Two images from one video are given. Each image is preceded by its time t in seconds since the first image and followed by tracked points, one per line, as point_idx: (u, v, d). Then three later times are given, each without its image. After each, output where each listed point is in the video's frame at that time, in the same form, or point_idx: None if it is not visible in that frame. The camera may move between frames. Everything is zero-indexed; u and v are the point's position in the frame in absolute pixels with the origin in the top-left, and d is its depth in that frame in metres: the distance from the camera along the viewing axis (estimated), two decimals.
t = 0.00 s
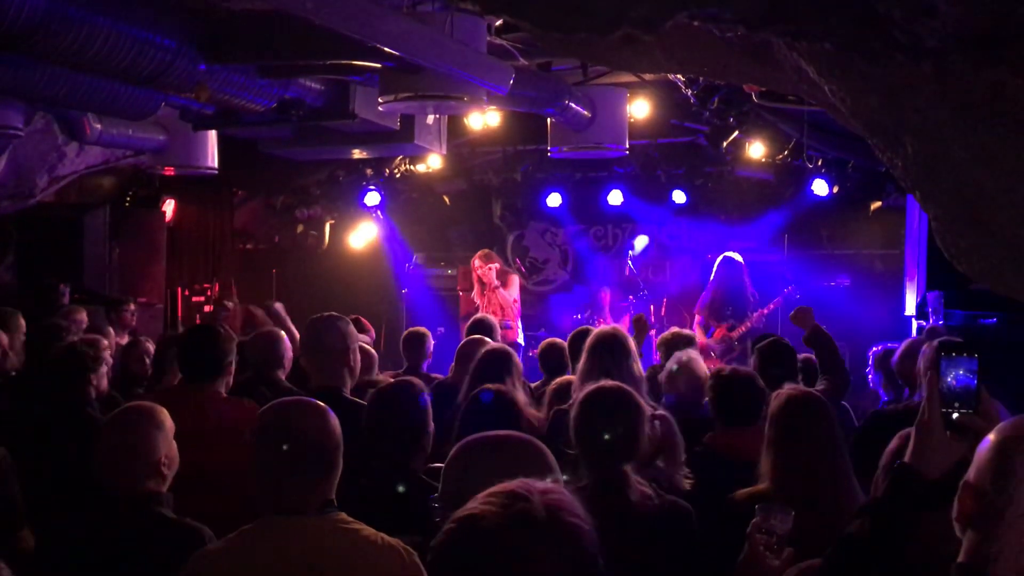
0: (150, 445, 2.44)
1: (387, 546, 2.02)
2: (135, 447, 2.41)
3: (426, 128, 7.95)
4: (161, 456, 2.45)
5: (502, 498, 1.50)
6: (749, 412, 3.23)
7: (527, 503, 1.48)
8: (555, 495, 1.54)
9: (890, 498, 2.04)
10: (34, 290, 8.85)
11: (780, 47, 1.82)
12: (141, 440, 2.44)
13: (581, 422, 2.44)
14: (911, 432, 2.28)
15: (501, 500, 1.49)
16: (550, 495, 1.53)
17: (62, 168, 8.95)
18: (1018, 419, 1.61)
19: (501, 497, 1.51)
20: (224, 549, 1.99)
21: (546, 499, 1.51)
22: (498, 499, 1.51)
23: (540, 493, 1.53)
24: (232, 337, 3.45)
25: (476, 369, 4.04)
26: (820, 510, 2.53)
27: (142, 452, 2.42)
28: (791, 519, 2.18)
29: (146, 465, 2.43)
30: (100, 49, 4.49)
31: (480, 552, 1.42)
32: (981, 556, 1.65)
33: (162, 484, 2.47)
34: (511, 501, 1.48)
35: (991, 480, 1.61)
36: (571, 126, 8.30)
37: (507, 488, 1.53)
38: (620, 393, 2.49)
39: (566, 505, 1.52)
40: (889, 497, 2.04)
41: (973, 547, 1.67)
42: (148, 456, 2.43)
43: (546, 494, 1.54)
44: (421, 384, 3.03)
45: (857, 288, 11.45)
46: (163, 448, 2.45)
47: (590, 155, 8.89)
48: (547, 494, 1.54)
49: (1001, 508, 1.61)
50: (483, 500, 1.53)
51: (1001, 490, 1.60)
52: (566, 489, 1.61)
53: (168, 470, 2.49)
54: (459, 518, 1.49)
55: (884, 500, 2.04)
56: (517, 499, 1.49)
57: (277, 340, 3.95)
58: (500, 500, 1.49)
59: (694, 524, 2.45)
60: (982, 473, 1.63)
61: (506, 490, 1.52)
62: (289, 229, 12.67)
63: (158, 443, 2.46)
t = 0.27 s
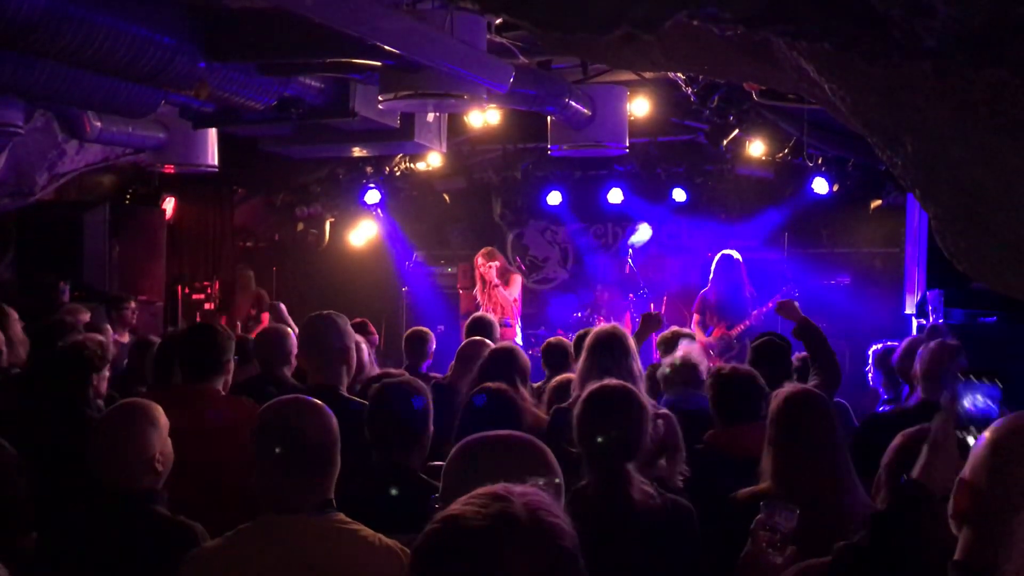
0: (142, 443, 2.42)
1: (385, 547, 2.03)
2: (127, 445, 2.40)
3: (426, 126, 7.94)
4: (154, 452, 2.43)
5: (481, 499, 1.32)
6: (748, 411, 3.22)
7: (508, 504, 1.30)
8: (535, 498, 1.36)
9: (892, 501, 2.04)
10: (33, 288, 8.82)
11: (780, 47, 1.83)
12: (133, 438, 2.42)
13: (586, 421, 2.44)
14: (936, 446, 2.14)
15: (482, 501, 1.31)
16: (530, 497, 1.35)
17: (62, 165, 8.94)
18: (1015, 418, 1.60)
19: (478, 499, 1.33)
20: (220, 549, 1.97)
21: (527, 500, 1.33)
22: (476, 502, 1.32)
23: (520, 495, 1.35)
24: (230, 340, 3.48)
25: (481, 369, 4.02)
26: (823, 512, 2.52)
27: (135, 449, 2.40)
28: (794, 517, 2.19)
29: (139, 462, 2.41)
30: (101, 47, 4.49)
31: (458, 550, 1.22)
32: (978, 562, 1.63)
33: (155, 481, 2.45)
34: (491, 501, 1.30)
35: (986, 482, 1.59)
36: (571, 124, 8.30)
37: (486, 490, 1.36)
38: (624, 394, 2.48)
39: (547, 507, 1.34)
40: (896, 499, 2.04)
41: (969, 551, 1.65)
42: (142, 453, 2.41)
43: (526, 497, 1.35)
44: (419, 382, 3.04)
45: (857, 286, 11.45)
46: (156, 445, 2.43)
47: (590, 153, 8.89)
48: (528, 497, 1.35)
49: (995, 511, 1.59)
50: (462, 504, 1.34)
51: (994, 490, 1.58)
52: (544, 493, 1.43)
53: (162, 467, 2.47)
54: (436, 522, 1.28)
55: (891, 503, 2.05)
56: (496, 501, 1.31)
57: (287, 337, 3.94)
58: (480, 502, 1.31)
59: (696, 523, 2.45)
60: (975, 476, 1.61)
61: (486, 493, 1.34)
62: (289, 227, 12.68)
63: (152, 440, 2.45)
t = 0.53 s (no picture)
0: (138, 439, 2.43)
1: (375, 548, 2.01)
2: (122, 440, 2.41)
3: (425, 123, 7.94)
4: (149, 448, 2.45)
5: (457, 498, 1.27)
6: (745, 408, 3.22)
7: (484, 503, 1.24)
8: (513, 495, 1.31)
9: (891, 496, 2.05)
10: (32, 285, 8.81)
11: (778, 44, 1.83)
12: (129, 433, 2.43)
13: (584, 419, 2.43)
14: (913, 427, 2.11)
15: (458, 501, 1.26)
16: (508, 493, 1.31)
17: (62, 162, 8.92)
18: (994, 412, 1.62)
19: (454, 499, 1.28)
20: (221, 542, 1.99)
21: (503, 498, 1.28)
22: (452, 502, 1.27)
23: (497, 492, 1.30)
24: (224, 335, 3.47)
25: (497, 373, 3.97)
26: (822, 511, 2.52)
27: (130, 445, 2.42)
28: (791, 513, 2.18)
29: (135, 457, 2.42)
30: (100, 43, 4.49)
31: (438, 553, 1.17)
32: (964, 553, 1.59)
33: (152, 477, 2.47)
34: (467, 498, 1.26)
35: (968, 474, 1.58)
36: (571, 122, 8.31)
37: (462, 488, 1.31)
38: (620, 390, 2.48)
39: (525, 503, 1.29)
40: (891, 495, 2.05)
41: (955, 544, 1.61)
42: (137, 449, 2.42)
43: (504, 494, 1.30)
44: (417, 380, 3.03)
45: (857, 285, 11.46)
46: (151, 441, 2.45)
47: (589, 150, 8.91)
48: (505, 494, 1.30)
49: (978, 503, 1.57)
50: (438, 504, 1.29)
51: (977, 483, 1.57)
52: (520, 491, 1.37)
53: (158, 463, 2.49)
54: (412, 524, 1.23)
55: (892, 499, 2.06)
56: (473, 499, 1.26)
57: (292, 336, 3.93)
58: (457, 501, 1.26)
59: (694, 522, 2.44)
60: (956, 470, 1.60)
61: (463, 492, 1.29)
62: (288, 225, 12.70)
63: (147, 436, 2.46)
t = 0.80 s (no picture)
0: (139, 437, 2.42)
1: (362, 547, 2.00)
2: (125, 438, 2.40)
3: (423, 122, 7.93)
4: (149, 447, 2.43)
5: (445, 494, 1.26)
6: (745, 407, 3.22)
7: (471, 498, 1.24)
8: (497, 490, 1.30)
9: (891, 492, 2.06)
10: (29, 283, 8.79)
11: (775, 40, 1.81)
12: (129, 433, 2.42)
13: (578, 420, 2.43)
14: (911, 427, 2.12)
15: (443, 498, 1.24)
16: (492, 489, 1.30)
17: (59, 161, 8.89)
18: (977, 409, 1.63)
19: (439, 494, 1.26)
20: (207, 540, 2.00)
21: (489, 494, 1.28)
22: (437, 498, 1.26)
23: (482, 487, 1.29)
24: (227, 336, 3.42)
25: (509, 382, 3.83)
26: (820, 508, 2.51)
27: (132, 443, 2.40)
28: (787, 511, 2.17)
29: (135, 457, 2.41)
30: (96, 42, 4.47)
31: (424, 552, 1.18)
32: (953, 549, 1.59)
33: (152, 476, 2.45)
34: (453, 496, 1.25)
35: (952, 473, 1.58)
36: (569, 121, 8.30)
37: (449, 485, 1.30)
38: (614, 389, 2.49)
39: (510, 497, 1.29)
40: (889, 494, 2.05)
41: (945, 539, 1.61)
42: (138, 446, 2.41)
43: (488, 490, 1.30)
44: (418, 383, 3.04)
45: (854, 284, 11.49)
46: (152, 440, 2.43)
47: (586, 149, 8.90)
48: (491, 490, 1.30)
49: (964, 501, 1.57)
50: (423, 502, 1.28)
51: (962, 481, 1.57)
52: (504, 484, 1.37)
53: (159, 461, 2.47)
54: (398, 523, 1.23)
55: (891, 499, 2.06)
56: (458, 495, 1.25)
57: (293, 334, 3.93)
58: (443, 497, 1.25)
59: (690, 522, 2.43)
60: (942, 469, 1.60)
61: (449, 489, 1.28)
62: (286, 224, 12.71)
63: (148, 435, 2.44)
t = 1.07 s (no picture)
0: (141, 437, 2.42)
1: (350, 546, 2.01)
2: (124, 438, 2.40)
3: (422, 122, 7.93)
4: (151, 447, 2.43)
5: (436, 497, 1.26)
6: (744, 407, 3.21)
7: (461, 501, 1.24)
8: (491, 492, 1.29)
9: (891, 491, 2.06)
10: (27, 282, 8.78)
11: (774, 40, 1.82)
12: (130, 433, 2.42)
13: (575, 417, 2.43)
14: (908, 428, 2.12)
15: (436, 499, 1.25)
16: (484, 491, 1.30)
17: (57, 160, 8.88)
18: (969, 407, 1.63)
19: (434, 496, 1.28)
20: (196, 547, 1.99)
21: (480, 495, 1.27)
22: (431, 500, 1.27)
23: (476, 489, 1.29)
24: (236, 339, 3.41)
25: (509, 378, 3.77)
26: (816, 513, 2.52)
27: (133, 443, 2.40)
28: (789, 511, 2.18)
29: (135, 457, 2.40)
30: (95, 41, 4.47)
31: (412, 554, 1.18)
32: (945, 548, 1.59)
33: (154, 475, 2.45)
34: (445, 498, 1.25)
35: (940, 470, 1.59)
36: (567, 121, 8.30)
37: (441, 488, 1.30)
38: (612, 389, 2.48)
39: (503, 500, 1.27)
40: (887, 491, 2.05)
41: (937, 537, 1.61)
42: (141, 446, 2.41)
43: (481, 492, 1.29)
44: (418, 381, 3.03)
45: (852, 284, 11.53)
46: (155, 440, 2.43)
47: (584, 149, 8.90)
48: (483, 492, 1.29)
49: (953, 498, 1.57)
50: (416, 504, 1.29)
51: (950, 478, 1.57)
52: (501, 489, 1.36)
53: (161, 461, 2.48)
54: (390, 523, 1.23)
55: (890, 497, 2.06)
56: (451, 496, 1.26)
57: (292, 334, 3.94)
58: (435, 500, 1.26)
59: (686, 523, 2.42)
60: (931, 466, 1.61)
61: (439, 492, 1.28)
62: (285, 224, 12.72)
63: (151, 434, 2.45)
